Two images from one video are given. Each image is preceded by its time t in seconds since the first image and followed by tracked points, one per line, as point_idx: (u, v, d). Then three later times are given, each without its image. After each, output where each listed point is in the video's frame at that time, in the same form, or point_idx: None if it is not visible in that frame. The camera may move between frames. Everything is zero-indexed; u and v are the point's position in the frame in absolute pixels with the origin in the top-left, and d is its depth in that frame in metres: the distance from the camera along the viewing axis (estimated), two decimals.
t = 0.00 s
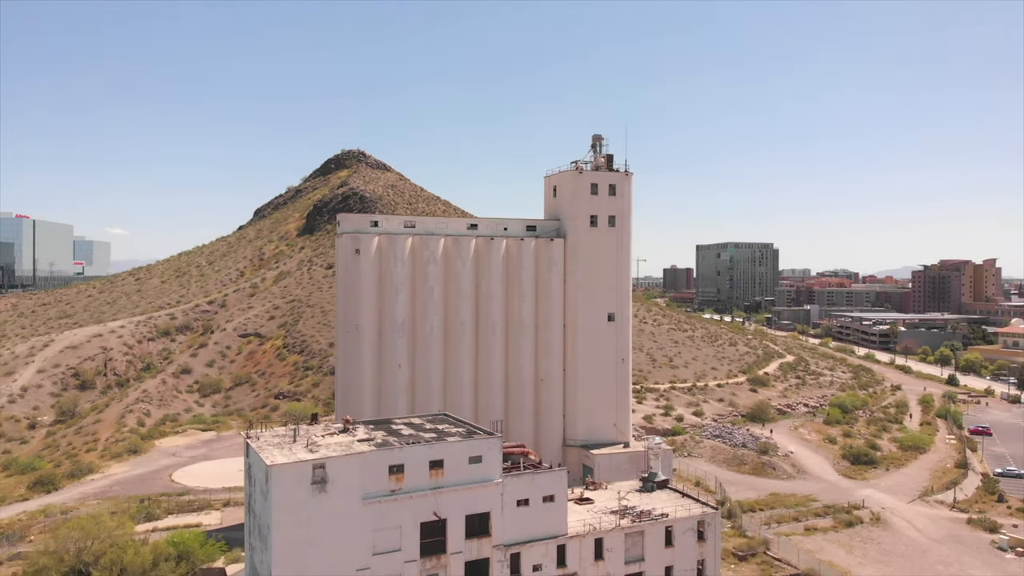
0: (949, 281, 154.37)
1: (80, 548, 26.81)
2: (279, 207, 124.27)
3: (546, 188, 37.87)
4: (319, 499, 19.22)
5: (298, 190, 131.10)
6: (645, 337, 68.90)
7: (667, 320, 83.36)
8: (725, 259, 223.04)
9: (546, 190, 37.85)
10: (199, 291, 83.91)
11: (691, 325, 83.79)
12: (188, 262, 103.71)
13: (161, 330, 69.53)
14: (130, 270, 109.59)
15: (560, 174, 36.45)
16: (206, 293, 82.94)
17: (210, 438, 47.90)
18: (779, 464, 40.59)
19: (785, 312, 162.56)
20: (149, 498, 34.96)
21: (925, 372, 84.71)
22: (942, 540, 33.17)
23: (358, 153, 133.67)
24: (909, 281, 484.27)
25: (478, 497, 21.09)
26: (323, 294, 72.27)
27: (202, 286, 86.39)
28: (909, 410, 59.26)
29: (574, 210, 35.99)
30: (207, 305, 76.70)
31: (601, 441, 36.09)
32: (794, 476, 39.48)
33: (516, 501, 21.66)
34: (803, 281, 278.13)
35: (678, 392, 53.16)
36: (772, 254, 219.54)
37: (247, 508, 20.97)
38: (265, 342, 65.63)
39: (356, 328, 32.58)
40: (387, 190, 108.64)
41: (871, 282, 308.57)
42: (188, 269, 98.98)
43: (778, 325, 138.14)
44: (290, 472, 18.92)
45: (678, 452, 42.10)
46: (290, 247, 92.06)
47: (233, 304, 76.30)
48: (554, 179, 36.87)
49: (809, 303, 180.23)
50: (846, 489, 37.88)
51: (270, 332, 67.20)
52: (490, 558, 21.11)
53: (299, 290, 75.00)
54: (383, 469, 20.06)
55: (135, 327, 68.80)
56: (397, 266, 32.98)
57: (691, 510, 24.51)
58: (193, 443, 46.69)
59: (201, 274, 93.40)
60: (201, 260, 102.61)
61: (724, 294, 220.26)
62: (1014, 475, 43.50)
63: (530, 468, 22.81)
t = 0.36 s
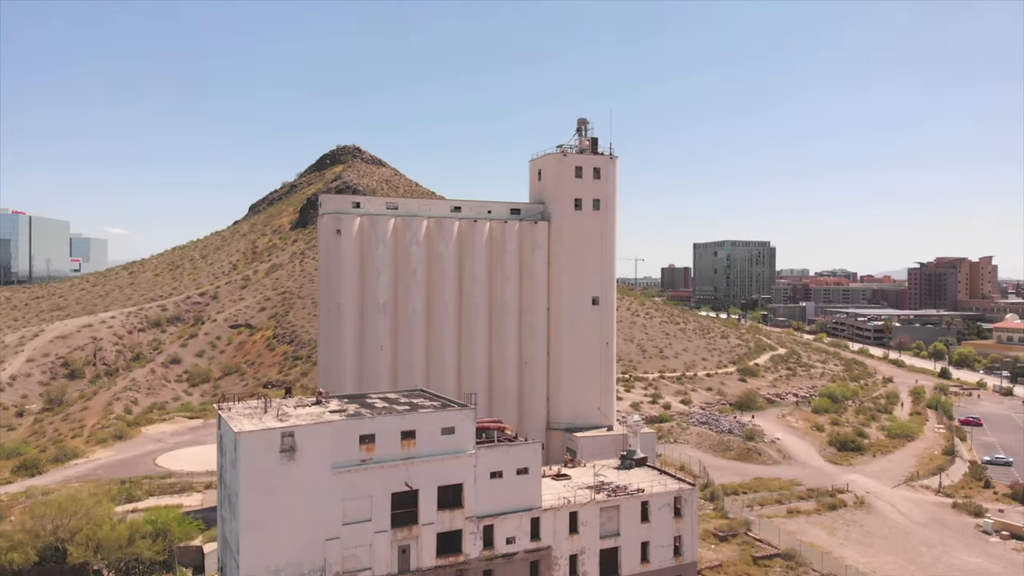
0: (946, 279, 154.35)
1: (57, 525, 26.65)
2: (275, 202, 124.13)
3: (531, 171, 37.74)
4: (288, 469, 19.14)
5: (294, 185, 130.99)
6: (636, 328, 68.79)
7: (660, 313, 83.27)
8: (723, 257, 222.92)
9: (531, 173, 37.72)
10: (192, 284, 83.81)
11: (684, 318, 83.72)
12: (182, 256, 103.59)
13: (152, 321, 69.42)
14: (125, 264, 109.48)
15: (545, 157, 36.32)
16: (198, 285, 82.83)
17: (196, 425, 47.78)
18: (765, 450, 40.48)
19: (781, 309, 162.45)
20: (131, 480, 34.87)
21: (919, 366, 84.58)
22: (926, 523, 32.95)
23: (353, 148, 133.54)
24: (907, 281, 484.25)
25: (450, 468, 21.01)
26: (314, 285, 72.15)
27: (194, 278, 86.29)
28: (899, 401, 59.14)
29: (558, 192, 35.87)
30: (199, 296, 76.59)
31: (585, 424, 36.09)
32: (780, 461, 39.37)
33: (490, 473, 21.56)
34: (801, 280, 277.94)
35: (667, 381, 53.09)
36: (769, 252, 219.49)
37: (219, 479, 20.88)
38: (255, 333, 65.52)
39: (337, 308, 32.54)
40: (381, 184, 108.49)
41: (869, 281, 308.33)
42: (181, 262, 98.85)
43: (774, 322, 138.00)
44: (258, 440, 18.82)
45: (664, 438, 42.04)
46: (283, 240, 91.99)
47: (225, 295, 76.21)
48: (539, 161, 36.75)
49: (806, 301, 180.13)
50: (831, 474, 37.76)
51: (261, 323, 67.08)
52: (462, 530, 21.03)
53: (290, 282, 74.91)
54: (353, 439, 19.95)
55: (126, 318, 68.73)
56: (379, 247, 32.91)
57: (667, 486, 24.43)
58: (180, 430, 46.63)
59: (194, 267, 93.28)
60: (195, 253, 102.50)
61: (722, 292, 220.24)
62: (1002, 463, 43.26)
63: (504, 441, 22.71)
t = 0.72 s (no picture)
0: (945, 275, 154.70)
1: (55, 504, 26.67)
2: (274, 197, 124.14)
3: (530, 157, 37.66)
4: (286, 438, 19.13)
5: (294, 181, 131.04)
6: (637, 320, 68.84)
7: (660, 306, 83.30)
8: (723, 254, 223.06)
9: (530, 158, 37.65)
10: (191, 277, 83.83)
11: (683, 311, 83.80)
12: (182, 250, 103.58)
13: (152, 313, 69.39)
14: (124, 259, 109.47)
15: (545, 141, 36.28)
16: (198, 278, 82.86)
17: (196, 413, 47.78)
18: (764, 435, 40.49)
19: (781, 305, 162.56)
20: (130, 464, 34.85)
21: (919, 359, 84.67)
22: (926, 505, 32.90)
23: (353, 144, 133.58)
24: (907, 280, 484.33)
25: (449, 440, 21.03)
26: (313, 277, 72.19)
27: (194, 271, 86.33)
28: (899, 391, 59.17)
29: (558, 176, 35.83)
30: (199, 289, 76.56)
31: (584, 408, 36.11)
32: (779, 446, 39.38)
33: (488, 446, 21.60)
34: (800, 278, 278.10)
35: (666, 371, 53.13)
36: (769, 250, 219.81)
37: (217, 451, 20.87)
38: (255, 324, 65.52)
39: (336, 290, 32.51)
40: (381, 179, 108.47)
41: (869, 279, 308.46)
42: (181, 256, 98.89)
43: (774, 318, 138.06)
44: (257, 409, 18.82)
45: (663, 424, 42.05)
46: (282, 234, 92.01)
47: (225, 287, 76.22)
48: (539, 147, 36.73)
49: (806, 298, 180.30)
50: (830, 459, 37.76)
51: (260, 314, 67.08)
52: (461, 502, 21.04)
53: (290, 274, 74.94)
54: (352, 410, 19.95)
55: (125, 309, 68.74)
56: (378, 229, 32.89)
57: (666, 462, 24.45)
58: (179, 417, 46.64)
59: (194, 261, 93.26)
60: (194, 248, 102.51)
61: (722, 290, 220.35)
62: (1002, 449, 43.21)
63: (503, 416, 22.75)
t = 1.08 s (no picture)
0: (944, 271, 154.69)
1: (48, 482, 26.50)
2: (273, 192, 124.10)
3: (526, 141, 37.62)
4: (277, 407, 19.09)
5: (293, 176, 131.01)
6: (635, 312, 68.89)
7: (658, 299, 83.31)
8: (722, 251, 223.01)
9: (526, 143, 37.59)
10: (190, 270, 83.84)
11: (682, 303, 83.83)
12: (181, 244, 103.56)
13: (149, 304, 69.36)
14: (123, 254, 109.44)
15: (540, 125, 36.23)
16: (196, 271, 82.86)
17: (192, 401, 47.76)
18: (760, 421, 40.49)
19: (781, 301, 162.47)
20: (124, 447, 34.82)
21: (917, 353, 84.63)
22: (922, 488, 32.84)
23: (353, 140, 133.59)
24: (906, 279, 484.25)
25: (442, 413, 21.01)
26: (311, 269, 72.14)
27: (193, 265, 86.32)
28: (897, 382, 59.14)
29: (553, 160, 35.77)
30: (197, 281, 76.55)
31: (580, 392, 36.09)
32: (775, 432, 39.37)
33: (481, 419, 21.59)
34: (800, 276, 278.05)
35: (663, 359, 53.16)
36: (769, 247, 219.80)
37: (209, 422, 20.85)
38: (252, 315, 65.50)
39: (330, 273, 32.43)
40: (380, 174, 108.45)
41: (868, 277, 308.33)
42: (179, 250, 98.87)
43: (773, 313, 137.99)
44: (248, 377, 18.78)
45: (660, 410, 42.04)
46: (281, 227, 91.99)
47: (223, 280, 76.20)
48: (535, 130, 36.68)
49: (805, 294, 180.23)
50: (826, 444, 37.74)
51: (258, 305, 67.06)
52: (453, 475, 21.03)
53: (288, 266, 74.92)
54: (344, 380, 19.90)
55: (123, 301, 68.72)
56: (373, 211, 32.85)
57: (659, 439, 24.43)
58: (176, 405, 46.63)
59: (192, 255, 93.31)
60: (193, 242, 102.48)
61: (721, 287, 220.30)
62: (999, 436, 43.14)
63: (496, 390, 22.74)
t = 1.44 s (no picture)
0: (944, 267, 154.75)
1: (47, 461, 26.35)
2: (273, 187, 124.07)
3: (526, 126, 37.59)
4: (276, 375, 19.05)
5: (293, 172, 131.03)
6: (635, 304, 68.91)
7: (658, 291, 83.39)
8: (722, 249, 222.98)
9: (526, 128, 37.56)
10: (189, 263, 83.84)
11: (682, 297, 83.86)
12: (181, 239, 103.57)
13: (149, 296, 69.31)
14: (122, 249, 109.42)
15: (541, 109, 36.21)
16: (196, 264, 82.87)
17: (192, 388, 47.75)
18: (760, 406, 40.48)
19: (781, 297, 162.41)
20: (124, 429, 34.83)
21: (917, 346, 84.59)
22: (922, 470, 32.81)
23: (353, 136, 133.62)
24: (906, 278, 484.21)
25: (442, 384, 21.00)
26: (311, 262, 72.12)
27: (192, 258, 86.34)
28: (897, 372, 59.11)
29: (553, 143, 35.70)
30: (197, 274, 76.54)
31: (579, 375, 36.09)
32: (775, 417, 39.35)
33: (481, 392, 21.59)
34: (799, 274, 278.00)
35: (663, 349, 53.18)
36: (769, 244, 219.79)
37: (208, 393, 20.84)
38: (252, 306, 65.48)
39: (330, 254, 32.39)
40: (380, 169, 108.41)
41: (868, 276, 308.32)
42: (179, 244, 98.90)
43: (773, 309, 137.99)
44: (247, 345, 18.75)
45: (660, 396, 42.03)
46: (281, 221, 91.97)
47: (223, 272, 76.20)
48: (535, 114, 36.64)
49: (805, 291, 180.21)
50: (826, 428, 37.71)
51: (258, 296, 67.05)
52: (453, 447, 21.01)
53: (288, 259, 74.91)
54: (343, 349, 19.87)
55: (123, 292, 68.69)
56: (372, 193, 32.78)
57: (659, 415, 24.41)
58: (175, 392, 46.63)
59: (192, 249, 93.36)
60: (193, 236, 102.47)
61: (721, 285, 220.27)
62: (999, 422, 43.08)
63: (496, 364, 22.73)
